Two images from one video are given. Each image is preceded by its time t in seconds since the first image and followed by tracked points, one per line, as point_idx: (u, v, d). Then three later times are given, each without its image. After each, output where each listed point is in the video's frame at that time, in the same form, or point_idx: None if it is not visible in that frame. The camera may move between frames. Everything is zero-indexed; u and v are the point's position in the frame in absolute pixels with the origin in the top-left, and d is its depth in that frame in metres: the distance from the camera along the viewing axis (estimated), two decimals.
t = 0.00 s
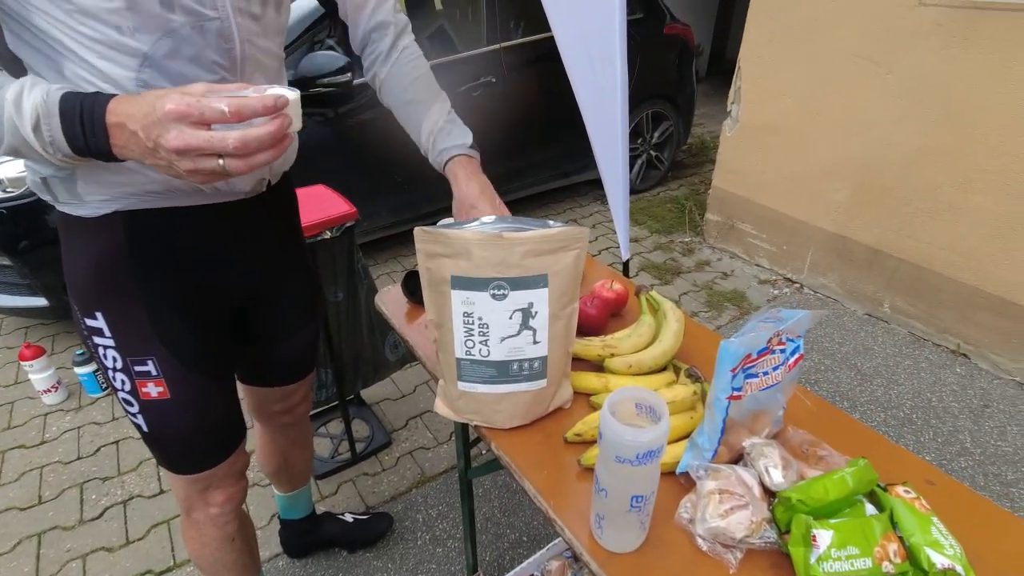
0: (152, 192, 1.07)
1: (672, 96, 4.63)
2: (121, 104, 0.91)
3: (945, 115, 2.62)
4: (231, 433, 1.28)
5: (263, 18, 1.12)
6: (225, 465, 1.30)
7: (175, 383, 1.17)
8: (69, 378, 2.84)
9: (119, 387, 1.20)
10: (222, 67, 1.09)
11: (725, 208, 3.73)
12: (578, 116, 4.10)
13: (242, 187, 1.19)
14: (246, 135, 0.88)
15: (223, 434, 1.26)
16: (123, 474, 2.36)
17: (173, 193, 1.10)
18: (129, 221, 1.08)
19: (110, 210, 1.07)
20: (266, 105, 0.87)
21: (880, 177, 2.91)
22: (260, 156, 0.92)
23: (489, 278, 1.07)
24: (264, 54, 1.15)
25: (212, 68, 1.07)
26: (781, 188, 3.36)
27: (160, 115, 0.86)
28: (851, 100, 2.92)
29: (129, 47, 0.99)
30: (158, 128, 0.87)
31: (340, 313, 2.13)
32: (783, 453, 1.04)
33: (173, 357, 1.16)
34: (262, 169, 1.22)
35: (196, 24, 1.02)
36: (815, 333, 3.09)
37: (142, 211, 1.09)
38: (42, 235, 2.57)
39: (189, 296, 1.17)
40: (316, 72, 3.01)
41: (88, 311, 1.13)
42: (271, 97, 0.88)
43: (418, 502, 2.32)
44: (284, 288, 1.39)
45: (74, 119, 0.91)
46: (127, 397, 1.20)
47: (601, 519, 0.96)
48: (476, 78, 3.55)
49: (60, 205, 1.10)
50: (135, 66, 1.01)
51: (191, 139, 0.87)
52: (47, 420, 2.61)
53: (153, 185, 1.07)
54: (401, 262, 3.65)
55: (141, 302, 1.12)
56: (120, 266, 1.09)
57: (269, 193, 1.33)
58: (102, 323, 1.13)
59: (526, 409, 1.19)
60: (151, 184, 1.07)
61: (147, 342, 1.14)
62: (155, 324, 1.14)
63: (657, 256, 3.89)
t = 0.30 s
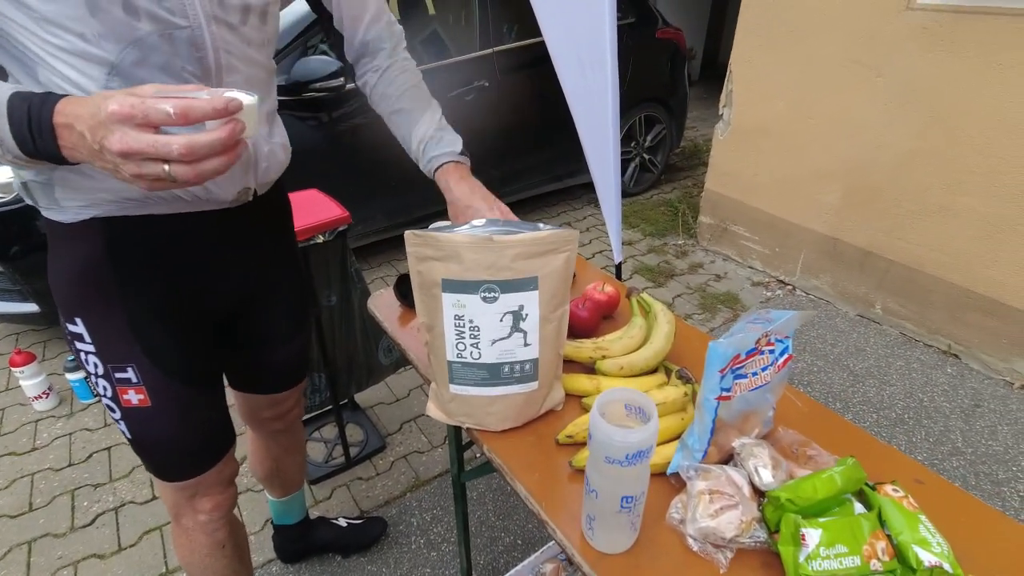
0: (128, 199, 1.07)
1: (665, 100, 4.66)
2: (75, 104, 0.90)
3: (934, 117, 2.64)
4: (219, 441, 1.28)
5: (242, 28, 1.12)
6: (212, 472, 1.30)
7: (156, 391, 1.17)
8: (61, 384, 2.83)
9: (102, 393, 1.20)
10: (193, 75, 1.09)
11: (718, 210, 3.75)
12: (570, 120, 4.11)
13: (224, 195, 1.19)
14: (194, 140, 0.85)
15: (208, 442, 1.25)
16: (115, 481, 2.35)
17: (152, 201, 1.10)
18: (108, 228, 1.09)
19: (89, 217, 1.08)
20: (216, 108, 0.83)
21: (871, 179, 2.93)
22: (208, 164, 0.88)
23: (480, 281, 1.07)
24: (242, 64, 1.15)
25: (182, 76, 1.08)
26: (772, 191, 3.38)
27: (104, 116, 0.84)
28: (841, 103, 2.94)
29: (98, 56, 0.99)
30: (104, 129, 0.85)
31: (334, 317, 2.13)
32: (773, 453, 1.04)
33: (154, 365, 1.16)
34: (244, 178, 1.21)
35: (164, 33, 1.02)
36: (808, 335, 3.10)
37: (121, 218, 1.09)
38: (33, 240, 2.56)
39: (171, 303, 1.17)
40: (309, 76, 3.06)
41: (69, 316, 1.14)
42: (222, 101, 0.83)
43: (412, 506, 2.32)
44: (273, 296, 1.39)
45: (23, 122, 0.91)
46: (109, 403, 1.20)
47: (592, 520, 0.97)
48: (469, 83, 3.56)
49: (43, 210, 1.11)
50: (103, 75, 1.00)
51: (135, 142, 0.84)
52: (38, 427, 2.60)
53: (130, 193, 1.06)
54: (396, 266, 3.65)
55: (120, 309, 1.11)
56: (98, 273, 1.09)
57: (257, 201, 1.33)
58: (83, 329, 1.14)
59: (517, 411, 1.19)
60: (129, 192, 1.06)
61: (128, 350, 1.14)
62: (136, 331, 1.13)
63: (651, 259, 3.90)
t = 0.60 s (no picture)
0: (138, 204, 1.08)
1: (667, 104, 4.67)
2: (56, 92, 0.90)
3: (937, 119, 2.64)
4: (224, 445, 1.29)
5: (258, 25, 1.13)
6: (219, 477, 1.31)
7: (165, 397, 1.18)
8: (68, 388, 2.84)
9: (112, 398, 1.22)
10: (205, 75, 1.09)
11: (721, 213, 3.75)
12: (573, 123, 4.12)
13: (236, 201, 1.19)
14: (171, 112, 0.85)
15: (215, 447, 1.26)
16: (121, 483, 2.36)
17: (163, 206, 1.11)
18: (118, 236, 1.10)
19: (100, 223, 1.09)
20: (189, 79, 0.84)
21: (874, 182, 2.93)
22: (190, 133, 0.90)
23: (484, 283, 1.08)
24: (256, 60, 1.14)
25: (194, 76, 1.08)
26: (775, 194, 3.38)
27: (78, 93, 0.85)
28: (843, 106, 2.94)
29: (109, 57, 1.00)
30: (79, 108, 0.86)
31: (338, 320, 2.14)
32: (776, 454, 1.04)
33: (164, 372, 1.17)
34: (257, 182, 1.20)
35: (179, 28, 1.03)
36: (811, 338, 3.10)
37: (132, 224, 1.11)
38: (40, 244, 2.58)
39: (181, 310, 1.18)
40: (311, 82, 3.11)
41: (81, 322, 1.15)
42: (195, 71, 0.84)
43: (416, 508, 2.32)
44: (284, 302, 1.40)
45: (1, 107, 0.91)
46: (120, 408, 1.21)
47: (595, 521, 0.97)
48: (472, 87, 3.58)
49: (56, 217, 1.13)
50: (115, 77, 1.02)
51: (110, 119, 0.85)
52: (45, 430, 2.62)
53: (142, 198, 1.08)
54: (399, 269, 3.66)
55: (130, 315, 1.13)
56: (108, 279, 1.11)
57: (271, 208, 1.33)
58: (94, 335, 1.15)
59: (521, 413, 1.20)
60: (141, 197, 1.08)
61: (138, 356, 1.15)
62: (146, 338, 1.15)
63: (654, 262, 3.90)
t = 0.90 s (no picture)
0: (147, 208, 1.09)
1: (673, 108, 4.67)
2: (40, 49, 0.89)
3: (944, 123, 2.62)
4: (229, 449, 1.29)
5: (258, 31, 1.14)
6: (222, 481, 1.31)
7: (171, 401, 1.19)
8: (76, 390, 2.86)
9: (118, 403, 1.22)
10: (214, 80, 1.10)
11: (726, 217, 3.74)
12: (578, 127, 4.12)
13: (241, 204, 1.19)
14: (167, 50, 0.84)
15: (220, 450, 1.27)
16: (127, 485, 2.37)
17: (168, 209, 1.11)
18: (126, 240, 1.10)
19: (108, 227, 1.09)
20: (185, 24, 0.84)
21: (881, 186, 2.92)
22: (182, 77, 0.88)
23: (487, 287, 1.08)
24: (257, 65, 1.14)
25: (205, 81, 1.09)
26: (781, 197, 3.37)
27: (64, 33, 0.83)
28: (849, 109, 2.93)
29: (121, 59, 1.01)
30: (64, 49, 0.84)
31: (343, 324, 2.15)
32: (781, 460, 1.04)
33: (171, 376, 1.18)
34: (260, 186, 1.21)
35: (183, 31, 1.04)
36: (818, 342, 3.08)
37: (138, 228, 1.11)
38: (50, 248, 2.60)
39: (188, 315, 1.19)
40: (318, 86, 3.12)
41: (87, 327, 1.15)
42: (193, 18, 0.85)
43: (420, 512, 2.32)
44: (289, 306, 1.41)
45: None
46: (125, 413, 1.22)
47: (598, 526, 0.97)
48: (478, 91, 3.59)
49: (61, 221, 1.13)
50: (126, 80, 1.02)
51: (99, 56, 0.83)
52: (53, 432, 2.63)
53: (147, 201, 1.09)
54: (404, 273, 3.67)
55: (138, 321, 1.14)
56: (115, 284, 1.11)
57: (278, 213, 1.34)
58: (101, 340, 1.16)
59: (524, 418, 1.20)
60: (146, 200, 1.08)
61: (145, 362, 1.16)
62: (153, 343, 1.16)
63: (659, 266, 3.90)
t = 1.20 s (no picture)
0: (148, 210, 1.09)
1: (682, 110, 4.66)
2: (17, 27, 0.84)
3: (958, 125, 2.60)
4: (234, 452, 1.29)
5: (270, 41, 1.13)
6: (229, 484, 1.31)
7: (174, 405, 1.19)
8: (89, 391, 2.88)
9: (123, 405, 1.23)
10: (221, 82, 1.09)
11: (736, 220, 3.73)
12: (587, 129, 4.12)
13: (243, 209, 1.19)
14: (151, 41, 0.79)
15: (225, 453, 1.27)
16: (139, 486, 2.38)
17: (170, 212, 1.11)
18: (127, 243, 1.10)
19: (110, 229, 1.10)
20: (184, 27, 0.82)
21: (893, 188, 2.90)
22: (156, 74, 0.83)
23: (500, 290, 1.08)
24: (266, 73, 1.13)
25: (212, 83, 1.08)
26: (792, 200, 3.36)
27: None
28: (860, 111, 2.92)
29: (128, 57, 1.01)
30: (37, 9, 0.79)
31: (353, 325, 2.15)
32: (796, 464, 1.03)
33: (173, 381, 1.18)
34: (263, 192, 1.20)
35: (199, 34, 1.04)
36: (829, 345, 3.06)
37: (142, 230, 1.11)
38: (64, 250, 2.63)
39: (191, 320, 1.19)
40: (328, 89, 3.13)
41: (91, 330, 1.16)
42: (192, 26, 0.83)
43: (429, 515, 2.32)
44: (294, 311, 1.40)
45: None
46: (130, 415, 1.23)
47: (612, 530, 0.96)
48: (487, 94, 3.60)
49: (67, 223, 1.14)
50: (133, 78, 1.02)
51: (71, 23, 0.77)
52: (67, 432, 2.65)
53: (148, 203, 1.08)
54: (414, 275, 3.68)
55: (140, 325, 1.14)
56: (118, 287, 1.11)
57: (285, 217, 1.34)
58: (104, 343, 1.16)
59: (536, 420, 1.19)
60: (147, 202, 1.08)
61: (148, 365, 1.16)
62: (155, 348, 1.16)
63: (669, 269, 3.88)
